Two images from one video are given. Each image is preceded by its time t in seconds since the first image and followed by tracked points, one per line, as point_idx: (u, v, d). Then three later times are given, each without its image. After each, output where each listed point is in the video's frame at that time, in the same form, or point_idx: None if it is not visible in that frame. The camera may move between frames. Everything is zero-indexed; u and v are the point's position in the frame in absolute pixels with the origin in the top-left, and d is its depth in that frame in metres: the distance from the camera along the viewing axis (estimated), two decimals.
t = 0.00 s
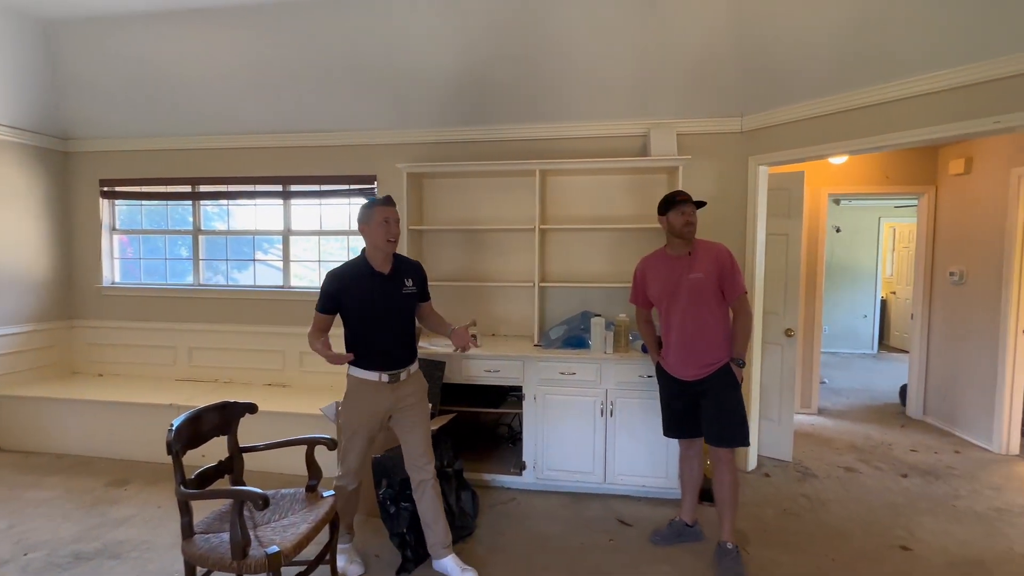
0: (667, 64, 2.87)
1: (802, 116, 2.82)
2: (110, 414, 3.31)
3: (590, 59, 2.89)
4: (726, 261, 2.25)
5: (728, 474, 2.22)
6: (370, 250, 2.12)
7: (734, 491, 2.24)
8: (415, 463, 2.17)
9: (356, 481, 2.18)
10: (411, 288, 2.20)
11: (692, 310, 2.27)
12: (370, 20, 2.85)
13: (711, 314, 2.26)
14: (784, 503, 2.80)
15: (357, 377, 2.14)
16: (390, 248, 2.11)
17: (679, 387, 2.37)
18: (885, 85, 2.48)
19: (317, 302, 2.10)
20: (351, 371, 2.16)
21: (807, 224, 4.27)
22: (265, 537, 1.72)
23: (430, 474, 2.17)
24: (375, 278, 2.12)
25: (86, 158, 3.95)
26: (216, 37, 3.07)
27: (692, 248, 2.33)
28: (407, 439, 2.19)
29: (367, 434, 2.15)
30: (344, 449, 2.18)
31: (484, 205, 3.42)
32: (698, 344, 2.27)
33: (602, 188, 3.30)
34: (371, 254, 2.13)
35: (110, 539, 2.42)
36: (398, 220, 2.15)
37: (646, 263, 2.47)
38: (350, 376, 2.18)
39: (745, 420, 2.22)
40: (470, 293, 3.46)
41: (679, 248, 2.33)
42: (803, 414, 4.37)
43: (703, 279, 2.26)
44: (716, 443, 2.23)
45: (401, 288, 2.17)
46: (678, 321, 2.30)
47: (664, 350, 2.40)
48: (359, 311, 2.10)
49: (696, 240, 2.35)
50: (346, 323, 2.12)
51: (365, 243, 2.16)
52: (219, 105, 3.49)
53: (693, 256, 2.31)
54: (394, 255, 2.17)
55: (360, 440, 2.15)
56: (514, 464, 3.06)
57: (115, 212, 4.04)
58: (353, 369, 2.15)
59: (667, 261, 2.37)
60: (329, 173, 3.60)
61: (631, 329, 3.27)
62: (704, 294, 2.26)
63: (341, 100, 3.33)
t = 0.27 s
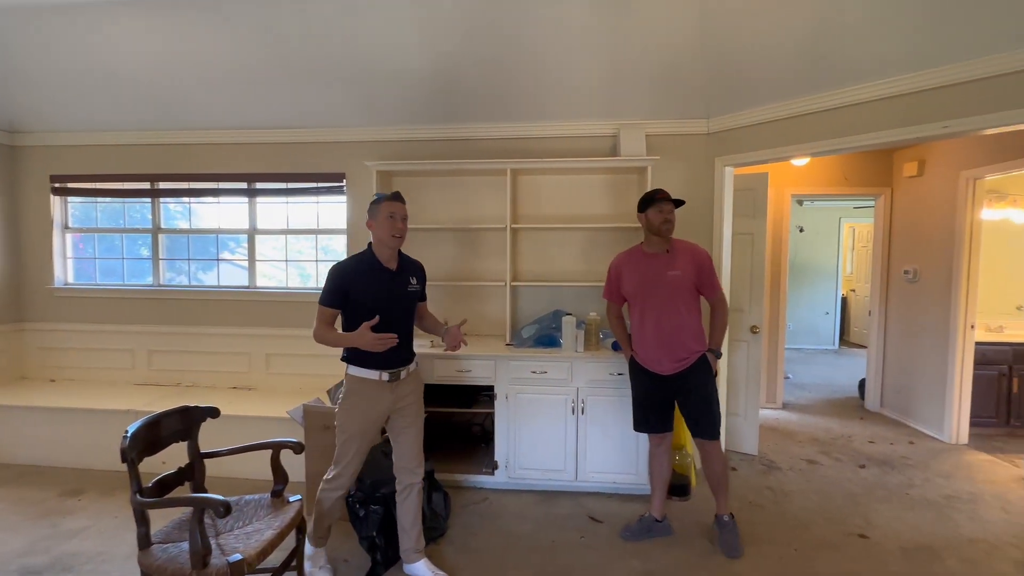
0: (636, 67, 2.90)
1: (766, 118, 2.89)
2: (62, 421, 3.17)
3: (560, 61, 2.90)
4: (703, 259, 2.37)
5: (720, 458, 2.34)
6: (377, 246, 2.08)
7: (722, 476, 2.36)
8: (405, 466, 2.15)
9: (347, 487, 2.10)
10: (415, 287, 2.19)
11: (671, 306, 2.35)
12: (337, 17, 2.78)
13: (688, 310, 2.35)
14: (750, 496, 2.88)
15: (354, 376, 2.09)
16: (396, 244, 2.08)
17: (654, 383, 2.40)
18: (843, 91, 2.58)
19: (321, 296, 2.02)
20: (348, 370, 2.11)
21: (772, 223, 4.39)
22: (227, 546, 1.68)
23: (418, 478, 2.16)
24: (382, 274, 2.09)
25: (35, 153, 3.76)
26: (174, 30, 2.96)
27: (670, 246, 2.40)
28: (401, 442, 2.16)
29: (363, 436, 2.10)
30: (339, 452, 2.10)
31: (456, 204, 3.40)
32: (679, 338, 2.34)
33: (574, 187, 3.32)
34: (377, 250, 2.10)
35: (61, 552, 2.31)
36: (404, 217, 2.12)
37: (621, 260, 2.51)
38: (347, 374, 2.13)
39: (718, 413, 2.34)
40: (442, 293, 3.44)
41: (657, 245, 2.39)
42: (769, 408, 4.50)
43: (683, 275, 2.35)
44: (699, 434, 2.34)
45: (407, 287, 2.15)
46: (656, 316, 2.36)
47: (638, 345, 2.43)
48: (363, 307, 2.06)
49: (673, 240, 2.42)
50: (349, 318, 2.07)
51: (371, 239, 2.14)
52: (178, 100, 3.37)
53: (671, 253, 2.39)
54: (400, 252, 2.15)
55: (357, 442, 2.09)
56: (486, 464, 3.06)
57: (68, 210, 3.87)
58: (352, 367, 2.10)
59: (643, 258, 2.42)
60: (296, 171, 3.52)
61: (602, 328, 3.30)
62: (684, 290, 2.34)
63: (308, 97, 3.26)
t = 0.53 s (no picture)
0: (608, 71, 2.93)
1: (736, 122, 2.96)
2: (14, 429, 3.03)
3: (532, 63, 2.91)
4: (692, 263, 2.45)
5: (696, 454, 2.42)
6: (373, 245, 2.05)
7: (700, 471, 2.44)
8: (391, 465, 2.13)
9: (357, 496, 1.99)
10: (409, 289, 2.16)
11: (663, 306, 2.38)
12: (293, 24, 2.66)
13: (678, 311, 2.40)
14: (719, 491, 2.94)
15: (346, 375, 2.02)
16: (391, 243, 2.05)
17: (637, 383, 2.41)
18: (807, 96, 2.66)
19: (315, 288, 1.97)
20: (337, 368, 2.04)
21: (741, 224, 4.49)
22: (191, 555, 1.63)
23: (400, 478, 2.14)
24: (378, 273, 2.05)
25: None
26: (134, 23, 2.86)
27: (660, 247, 2.45)
28: (390, 440, 2.14)
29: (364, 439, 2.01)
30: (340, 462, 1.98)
31: (429, 204, 3.37)
32: (670, 337, 2.38)
33: (548, 188, 3.33)
34: (372, 249, 2.07)
35: (13, 566, 2.21)
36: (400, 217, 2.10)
37: (610, 259, 2.50)
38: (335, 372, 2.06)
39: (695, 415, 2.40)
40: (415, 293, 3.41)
41: (648, 245, 2.43)
42: (738, 405, 4.60)
43: (676, 277, 2.40)
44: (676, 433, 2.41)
45: (402, 287, 2.11)
46: (649, 315, 2.37)
47: (627, 344, 2.41)
48: (359, 304, 2.01)
49: (663, 242, 2.47)
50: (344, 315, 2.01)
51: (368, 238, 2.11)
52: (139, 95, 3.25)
53: (661, 253, 2.43)
54: (396, 252, 2.12)
55: (359, 446, 2.00)
56: (460, 465, 3.04)
57: (20, 208, 3.70)
58: (343, 365, 2.03)
59: (636, 257, 2.44)
60: (265, 169, 3.44)
61: (575, 327, 3.33)
62: (676, 291, 2.40)
63: (276, 95, 3.18)
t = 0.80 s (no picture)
0: (587, 72, 2.96)
1: (712, 125, 3.01)
2: None
3: (511, 64, 2.92)
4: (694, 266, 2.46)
5: (681, 454, 2.46)
6: (361, 245, 2.05)
7: (682, 472, 2.48)
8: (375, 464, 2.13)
9: (351, 497, 1.97)
10: (396, 289, 2.14)
11: (665, 309, 2.40)
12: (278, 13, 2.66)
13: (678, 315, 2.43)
14: (696, 488, 2.98)
15: (332, 376, 1.99)
16: (379, 243, 2.03)
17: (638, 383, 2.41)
18: (780, 100, 2.72)
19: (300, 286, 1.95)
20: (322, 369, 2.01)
21: (717, 226, 4.57)
22: (160, 562, 1.59)
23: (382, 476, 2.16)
24: (365, 273, 2.03)
25: None
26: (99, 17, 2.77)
27: (663, 249, 2.47)
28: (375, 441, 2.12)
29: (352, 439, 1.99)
30: (330, 462, 1.96)
31: (408, 204, 3.35)
32: (669, 340, 2.39)
33: (527, 189, 3.34)
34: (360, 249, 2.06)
35: None
36: (388, 217, 2.09)
37: (615, 256, 2.49)
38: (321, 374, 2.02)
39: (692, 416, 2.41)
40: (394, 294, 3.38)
41: (652, 246, 2.43)
42: (714, 403, 4.68)
43: (677, 280, 2.42)
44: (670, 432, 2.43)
45: (389, 288, 2.09)
46: (651, 317, 2.38)
47: (629, 344, 2.41)
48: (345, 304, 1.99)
49: (667, 245, 2.48)
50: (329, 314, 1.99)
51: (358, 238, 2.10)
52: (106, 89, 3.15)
53: (664, 255, 2.44)
54: (384, 252, 2.11)
55: (349, 446, 1.97)
56: (439, 466, 3.03)
57: None
58: (328, 365, 2.01)
59: (640, 257, 2.44)
60: (239, 168, 3.38)
61: (555, 328, 3.35)
62: (677, 293, 2.41)
63: (251, 92, 3.13)
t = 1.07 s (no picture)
0: (571, 76, 2.99)
1: (695, 129, 3.05)
2: None
3: (497, 66, 2.93)
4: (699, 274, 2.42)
5: (671, 454, 2.49)
6: (351, 247, 2.00)
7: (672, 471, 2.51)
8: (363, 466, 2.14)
9: (351, 503, 1.95)
10: (385, 292, 2.10)
11: (667, 317, 2.38)
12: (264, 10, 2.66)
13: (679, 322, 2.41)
14: (679, 489, 3.01)
15: (317, 381, 1.96)
16: (373, 246, 2.01)
17: (632, 387, 2.41)
18: (760, 106, 2.78)
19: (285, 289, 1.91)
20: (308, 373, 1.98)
21: (700, 229, 4.64)
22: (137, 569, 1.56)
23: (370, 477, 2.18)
24: (353, 275, 1.99)
25: None
26: (77, 14, 2.72)
27: (669, 255, 2.43)
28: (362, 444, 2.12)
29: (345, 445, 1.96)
30: (325, 472, 1.93)
31: (394, 206, 3.34)
32: (666, 347, 2.37)
33: (513, 192, 3.36)
34: (350, 251, 2.01)
35: None
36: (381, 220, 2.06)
37: (621, 260, 2.49)
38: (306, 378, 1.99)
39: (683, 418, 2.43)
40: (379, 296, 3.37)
41: (656, 253, 2.42)
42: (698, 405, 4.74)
43: (679, 288, 2.39)
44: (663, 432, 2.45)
45: (377, 291, 2.06)
46: (651, 324, 2.37)
47: (628, 349, 2.41)
48: (331, 307, 1.96)
49: (674, 252, 2.44)
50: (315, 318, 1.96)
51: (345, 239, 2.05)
52: (84, 87, 3.09)
53: (668, 261, 2.41)
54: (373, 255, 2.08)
55: (342, 451, 1.95)
56: (424, 469, 3.02)
57: None
58: (312, 370, 1.97)
59: (643, 262, 2.43)
60: (221, 169, 3.34)
61: (540, 330, 3.36)
62: (679, 301, 2.39)
63: (234, 92, 3.10)
